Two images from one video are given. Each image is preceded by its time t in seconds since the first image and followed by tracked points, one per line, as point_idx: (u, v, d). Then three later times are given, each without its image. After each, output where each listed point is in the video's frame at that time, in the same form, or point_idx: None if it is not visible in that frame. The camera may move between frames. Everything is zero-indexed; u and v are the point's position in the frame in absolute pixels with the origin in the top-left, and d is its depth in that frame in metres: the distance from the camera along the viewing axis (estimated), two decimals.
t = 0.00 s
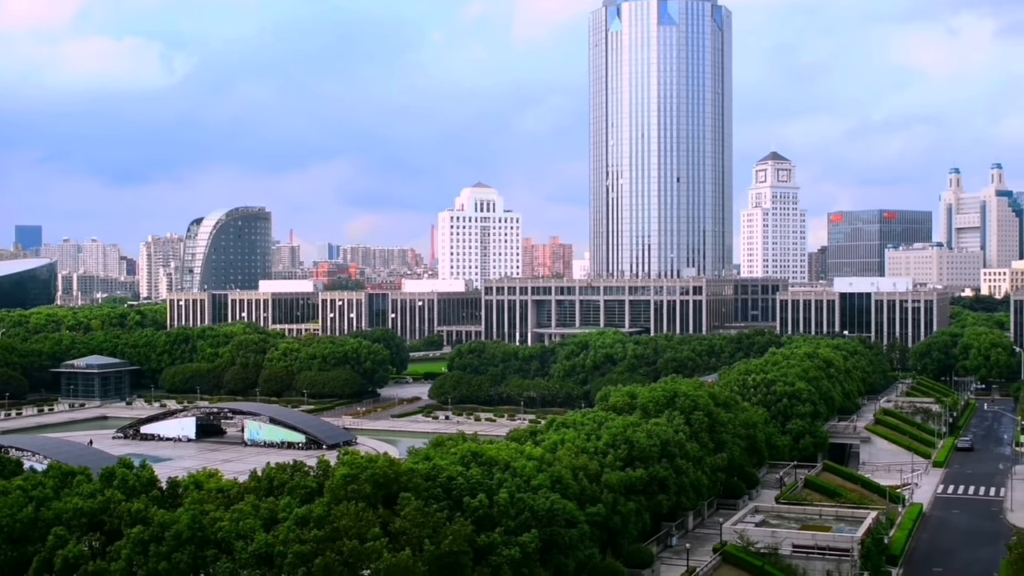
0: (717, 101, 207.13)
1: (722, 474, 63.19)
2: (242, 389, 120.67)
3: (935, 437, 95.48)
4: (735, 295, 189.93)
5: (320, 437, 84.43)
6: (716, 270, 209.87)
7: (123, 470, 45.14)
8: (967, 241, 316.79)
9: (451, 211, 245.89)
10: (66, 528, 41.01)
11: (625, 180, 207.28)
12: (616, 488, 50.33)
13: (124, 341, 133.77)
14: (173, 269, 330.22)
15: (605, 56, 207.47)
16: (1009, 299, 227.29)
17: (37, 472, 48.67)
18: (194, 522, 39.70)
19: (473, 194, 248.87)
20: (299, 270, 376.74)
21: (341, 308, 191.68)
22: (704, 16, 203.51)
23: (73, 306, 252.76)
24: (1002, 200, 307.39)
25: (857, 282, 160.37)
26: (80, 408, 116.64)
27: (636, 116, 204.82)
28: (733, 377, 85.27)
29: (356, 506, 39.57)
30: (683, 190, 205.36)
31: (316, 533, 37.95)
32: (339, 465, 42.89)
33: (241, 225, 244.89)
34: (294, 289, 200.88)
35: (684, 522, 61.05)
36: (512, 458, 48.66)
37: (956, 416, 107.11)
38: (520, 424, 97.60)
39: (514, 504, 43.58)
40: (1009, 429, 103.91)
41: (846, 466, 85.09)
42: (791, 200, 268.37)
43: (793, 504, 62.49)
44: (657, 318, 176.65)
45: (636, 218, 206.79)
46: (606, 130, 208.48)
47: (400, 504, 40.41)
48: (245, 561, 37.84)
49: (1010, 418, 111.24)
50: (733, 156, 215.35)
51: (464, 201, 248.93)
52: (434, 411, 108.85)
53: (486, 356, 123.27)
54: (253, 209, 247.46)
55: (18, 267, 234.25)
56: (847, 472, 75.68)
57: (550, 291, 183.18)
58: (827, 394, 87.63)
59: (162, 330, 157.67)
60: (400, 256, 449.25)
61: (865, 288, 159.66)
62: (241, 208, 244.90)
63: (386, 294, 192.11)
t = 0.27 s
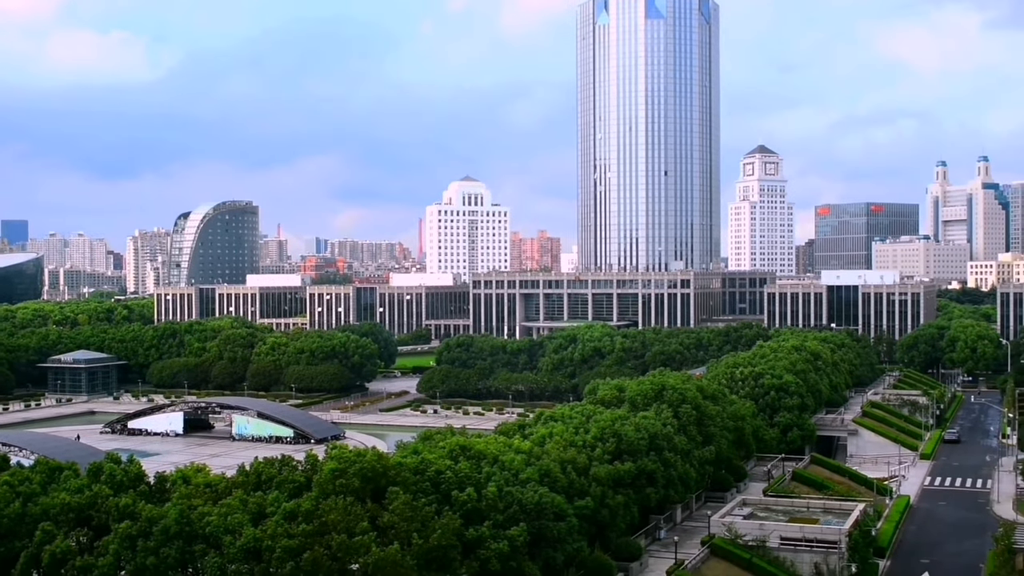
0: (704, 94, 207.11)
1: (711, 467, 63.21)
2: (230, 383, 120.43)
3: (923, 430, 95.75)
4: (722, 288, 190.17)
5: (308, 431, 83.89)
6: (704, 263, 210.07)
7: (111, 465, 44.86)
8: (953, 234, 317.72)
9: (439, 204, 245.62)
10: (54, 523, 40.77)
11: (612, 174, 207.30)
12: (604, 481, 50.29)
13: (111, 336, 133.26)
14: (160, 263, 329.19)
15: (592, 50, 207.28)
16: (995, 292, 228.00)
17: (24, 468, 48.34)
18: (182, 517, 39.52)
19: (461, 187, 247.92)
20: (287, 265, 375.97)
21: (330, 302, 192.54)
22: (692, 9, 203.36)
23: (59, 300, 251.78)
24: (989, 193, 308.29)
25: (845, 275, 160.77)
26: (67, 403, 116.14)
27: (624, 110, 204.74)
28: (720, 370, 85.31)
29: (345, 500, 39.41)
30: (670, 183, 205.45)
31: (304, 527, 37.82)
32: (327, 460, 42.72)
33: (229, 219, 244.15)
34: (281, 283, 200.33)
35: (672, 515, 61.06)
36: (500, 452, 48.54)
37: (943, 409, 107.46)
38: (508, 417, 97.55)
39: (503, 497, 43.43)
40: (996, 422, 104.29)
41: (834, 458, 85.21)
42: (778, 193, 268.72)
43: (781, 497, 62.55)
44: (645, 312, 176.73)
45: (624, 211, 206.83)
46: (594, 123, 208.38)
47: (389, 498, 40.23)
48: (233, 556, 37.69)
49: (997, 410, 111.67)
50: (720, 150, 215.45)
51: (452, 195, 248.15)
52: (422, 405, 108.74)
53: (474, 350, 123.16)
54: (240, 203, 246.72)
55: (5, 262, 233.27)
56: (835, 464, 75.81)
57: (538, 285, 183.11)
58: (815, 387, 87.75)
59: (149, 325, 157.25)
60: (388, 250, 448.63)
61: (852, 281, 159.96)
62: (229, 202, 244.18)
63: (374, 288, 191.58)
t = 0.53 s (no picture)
0: (696, 92, 207.16)
1: (701, 465, 63.25)
2: (221, 380, 120.25)
3: (913, 427, 95.95)
4: (714, 286, 190.37)
5: (299, 428, 83.87)
6: (696, 261, 210.29)
7: (101, 462, 44.66)
8: (944, 232, 318.44)
9: (430, 201, 245.50)
10: (44, 520, 40.60)
11: (604, 171, 207.32)
12: (595, 478, 50.29)
13: (102, 332, 132.86)
14: (151, 259, 328.37)
15: (584, 47, 207.23)
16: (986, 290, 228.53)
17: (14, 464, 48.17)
18: (172, 514, 39.41)
19: (453, 184, 247.59)
20: (278, 261, 375.07)
21: (321, 298, 192.74)
22: (684, 7, 203.36)
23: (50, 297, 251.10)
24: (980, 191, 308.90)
25: (836, 273, 160.99)
26: (58, 400, 115.79)
27: (616, 107, 204.73)
28: (711, 368, 85.37)
29: (336, 497, 39.36)
30: (662, 181, 205.57)
31: (295, 524, 37.78)
32: (318, 457, 42.62)
33: (219, 216, 243.75)
34: (272, 280, 199.95)
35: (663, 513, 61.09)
36: (491, 449, 48.49)
37: (934, 407, 107.66)
38: (499, 415, 97.49)
39: (494, 494, 43.41)
40: (986, 419, 104.61)
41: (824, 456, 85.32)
42: (770, 191, 268.99)
43: (772, 494, 62.65)
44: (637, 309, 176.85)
45: (616, 208, 206.86)
46: (586, 120, 208.38)
47: (380, 495, 40.17)
48: (224, 553, 37.65)
49: (987, 408, 111.95)
50: (712, 147, 215.60)
51: (444, 192, 247.89)
52: (413, 402, 108.64)
53: (465, 347, 123.01)
54: (230, 199, 246.60)
55: None
56: (825, 462, 75.91)
57: (529, 282, 183.06)
58: (805, 385, 87.88)
59: (140, 321, 156.80)
60: (379, 247, 448.00)
61: (843, 279, 160.26)
62: (219, 198, 244.02)
63: (366, 285, 191.33)
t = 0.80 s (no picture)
0: (685, 91, 207.22)
1: (690, 463, 63.22)
2: (209, 379, 119.84)
3: (901, 425, 96.10)
4: (702, 284, 190.53)
5: (288, 427, 83.72)
6: (684, 260, 210.41)
7: (89, 461, 44.32)
8: (932, 230, 319.34)
9: (419, 200, 245.26)
10: (31, 520, 40.27)
11: (593, 170, 207.35)
12: (584, 477, 50.21)
13: (90, 331, 132.32)
14: (138, 258, 327.19)
15: (573, 46, 207.28)
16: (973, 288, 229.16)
17: None
18: (160, 513, 39.20)
19: (442, 183, 247.49)
20: (266, 261, 374.22)
21: (310, 297, 191.86)
22: (672, 5, 203.39)
23: (37, 296, 250.03)
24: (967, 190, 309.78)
25: (824, 271, 161.29)
26: (45, 399, 115.23)
27: (604, 106, 204.74)
28: (700, 366, 85.35)
29: (324, 496, 39.12)
30: (650, 179, 205.72)
31: (284, 523, 37.66)
32: (307, 456, 42.43)
33: (208, 215, 243.30)
34: (261, 279, 199.42)
35: (652, 510, 61.05)
36: (480, 448, 48.33)
37: (922, 404, 107.95)
38: (488, 413, 97.35)
39: (483, 492, 43.29)
40: (974, 417, 104.86)
41: (812, 453, 85.36)
42: (758, 189, 269.35)
43: (760, 492, 62.62)
44: (625, 308, 177.09)
45: (604, 207, 206.94)
46: (574, 119, 208.46)
47: (368, 494, 39.95)
48: (212, 552, 37.46)
49: (975, 406, 112.24)
50: (700, 146, 215.70)
51: (432, 190, 247.64)
52: (402, 401, 108.43)
53: (454, 345, 122.82)
54: (219, 198, 245.82)
55: None
56: (814, 459, 75.99)
57: (518, 281, 182.89)
58: (794, 382, 87.97)
59: (128, 321, 156.24)
60: (368, 246, 447.30)
61: (831, 277, 160.58)
62: (207, 197, 243.22)
63: (354, 283, 190.96)
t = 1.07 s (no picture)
0: (670, 90, 207.44)
1: (673, 461, 63.32)
2: (192, 376, 119.44)
3: (883, 424, 96.51)
4: (686, 283, 190.86)
5: (271, 425, 83.58)
6: (668, 258, 210.79)
7: (70, 459, 44.11)
8: (915, 230, 320.70)
9: (403, 197, 244.99)
10: (12, 517, 40.01)
11: (577, 168, 207.52)
12: (568, 475, 50.27)
13: (72, 328, 131.69)
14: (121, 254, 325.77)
15: (558, 44, 207.38)
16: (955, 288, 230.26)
17: None
18: (143, 510, 39.03)
19: (426, 180, 247.28)
20: (250, 258, 372.97)
21: (294, 295, 190.48)
22: (657, 4, 203.52)
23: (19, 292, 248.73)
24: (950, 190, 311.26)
25: (807, 270, 161.78)
26: (27, 396, 114.65)
27: (589, 104, 204.87)
28: (684, 365, 85.48)
29: (307, 493, 39.03)
30: (634, 178, 205.96)
31: (267, 521, 37.57)
32: (290, 454, 42.31)
33: (192, 211, 242.07)
34: (244, 276, 198.81)
35: (635, 509, 61.12)
36: (464, 445, 48.30)
37: (905, 403, 108.40)
38: (472, 411, 97.36)
39: (466, 491, 43.28)
40: (955, 416, 105.40)
41: (795, 452, 85.64)
42: (742, 188, 270.01)
43: (743, 490, 62.80)
44: (609, 306, 177.32)
45: (589, 205, 207.12)
46: (559, 117, 208.57)
47: (352, 492, 39.89)
48: (194, 550, 37.33)
49: (957, 405, 112.82)
50: (685, 145, 215.95)
51: (417, 188, 247.43)
52: (386, 399, 108.33)
53: (438, 343, 122.75)
54: (203, 194, 244.04)
55: None
56: (796, 458, 76.21)
57: (502, 279, 182.84)
58: (777, 381, 88.20)
59: (111, 317, 155.51)
60: (352, 244, 446.53)
61: (815, 276, 161.16)
62: (191, 194, 241.96)
63: (338, 281, 190.69)
